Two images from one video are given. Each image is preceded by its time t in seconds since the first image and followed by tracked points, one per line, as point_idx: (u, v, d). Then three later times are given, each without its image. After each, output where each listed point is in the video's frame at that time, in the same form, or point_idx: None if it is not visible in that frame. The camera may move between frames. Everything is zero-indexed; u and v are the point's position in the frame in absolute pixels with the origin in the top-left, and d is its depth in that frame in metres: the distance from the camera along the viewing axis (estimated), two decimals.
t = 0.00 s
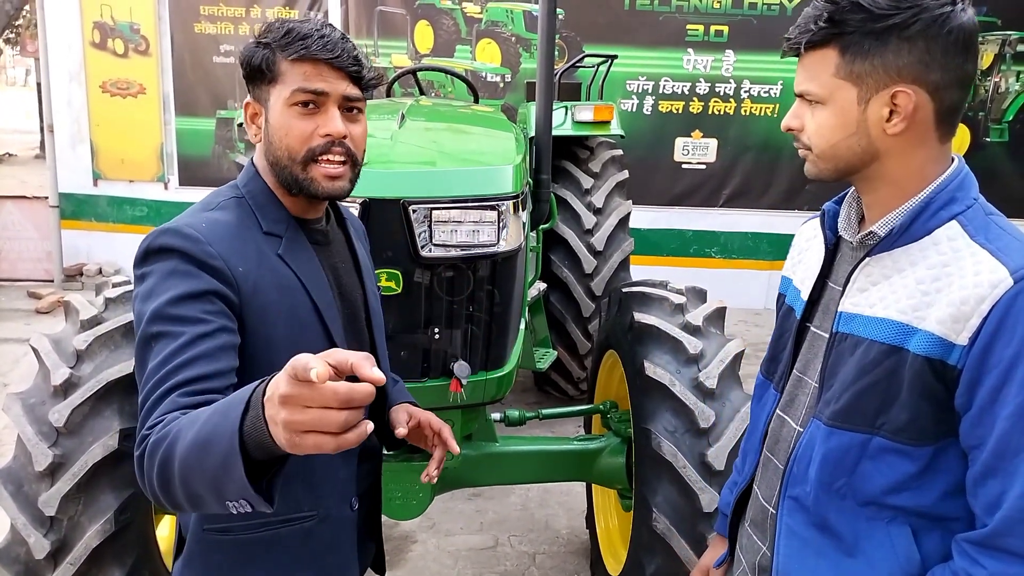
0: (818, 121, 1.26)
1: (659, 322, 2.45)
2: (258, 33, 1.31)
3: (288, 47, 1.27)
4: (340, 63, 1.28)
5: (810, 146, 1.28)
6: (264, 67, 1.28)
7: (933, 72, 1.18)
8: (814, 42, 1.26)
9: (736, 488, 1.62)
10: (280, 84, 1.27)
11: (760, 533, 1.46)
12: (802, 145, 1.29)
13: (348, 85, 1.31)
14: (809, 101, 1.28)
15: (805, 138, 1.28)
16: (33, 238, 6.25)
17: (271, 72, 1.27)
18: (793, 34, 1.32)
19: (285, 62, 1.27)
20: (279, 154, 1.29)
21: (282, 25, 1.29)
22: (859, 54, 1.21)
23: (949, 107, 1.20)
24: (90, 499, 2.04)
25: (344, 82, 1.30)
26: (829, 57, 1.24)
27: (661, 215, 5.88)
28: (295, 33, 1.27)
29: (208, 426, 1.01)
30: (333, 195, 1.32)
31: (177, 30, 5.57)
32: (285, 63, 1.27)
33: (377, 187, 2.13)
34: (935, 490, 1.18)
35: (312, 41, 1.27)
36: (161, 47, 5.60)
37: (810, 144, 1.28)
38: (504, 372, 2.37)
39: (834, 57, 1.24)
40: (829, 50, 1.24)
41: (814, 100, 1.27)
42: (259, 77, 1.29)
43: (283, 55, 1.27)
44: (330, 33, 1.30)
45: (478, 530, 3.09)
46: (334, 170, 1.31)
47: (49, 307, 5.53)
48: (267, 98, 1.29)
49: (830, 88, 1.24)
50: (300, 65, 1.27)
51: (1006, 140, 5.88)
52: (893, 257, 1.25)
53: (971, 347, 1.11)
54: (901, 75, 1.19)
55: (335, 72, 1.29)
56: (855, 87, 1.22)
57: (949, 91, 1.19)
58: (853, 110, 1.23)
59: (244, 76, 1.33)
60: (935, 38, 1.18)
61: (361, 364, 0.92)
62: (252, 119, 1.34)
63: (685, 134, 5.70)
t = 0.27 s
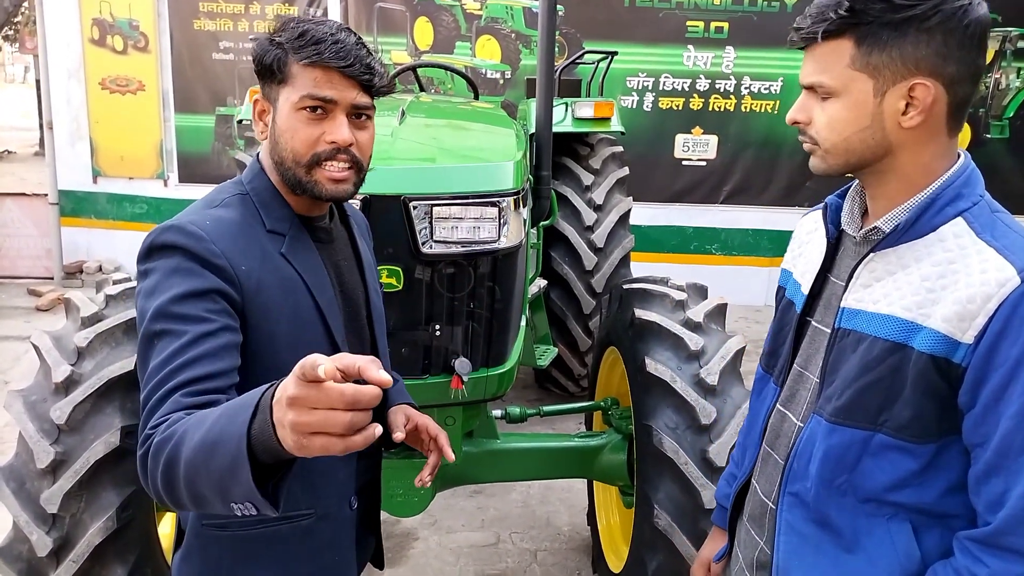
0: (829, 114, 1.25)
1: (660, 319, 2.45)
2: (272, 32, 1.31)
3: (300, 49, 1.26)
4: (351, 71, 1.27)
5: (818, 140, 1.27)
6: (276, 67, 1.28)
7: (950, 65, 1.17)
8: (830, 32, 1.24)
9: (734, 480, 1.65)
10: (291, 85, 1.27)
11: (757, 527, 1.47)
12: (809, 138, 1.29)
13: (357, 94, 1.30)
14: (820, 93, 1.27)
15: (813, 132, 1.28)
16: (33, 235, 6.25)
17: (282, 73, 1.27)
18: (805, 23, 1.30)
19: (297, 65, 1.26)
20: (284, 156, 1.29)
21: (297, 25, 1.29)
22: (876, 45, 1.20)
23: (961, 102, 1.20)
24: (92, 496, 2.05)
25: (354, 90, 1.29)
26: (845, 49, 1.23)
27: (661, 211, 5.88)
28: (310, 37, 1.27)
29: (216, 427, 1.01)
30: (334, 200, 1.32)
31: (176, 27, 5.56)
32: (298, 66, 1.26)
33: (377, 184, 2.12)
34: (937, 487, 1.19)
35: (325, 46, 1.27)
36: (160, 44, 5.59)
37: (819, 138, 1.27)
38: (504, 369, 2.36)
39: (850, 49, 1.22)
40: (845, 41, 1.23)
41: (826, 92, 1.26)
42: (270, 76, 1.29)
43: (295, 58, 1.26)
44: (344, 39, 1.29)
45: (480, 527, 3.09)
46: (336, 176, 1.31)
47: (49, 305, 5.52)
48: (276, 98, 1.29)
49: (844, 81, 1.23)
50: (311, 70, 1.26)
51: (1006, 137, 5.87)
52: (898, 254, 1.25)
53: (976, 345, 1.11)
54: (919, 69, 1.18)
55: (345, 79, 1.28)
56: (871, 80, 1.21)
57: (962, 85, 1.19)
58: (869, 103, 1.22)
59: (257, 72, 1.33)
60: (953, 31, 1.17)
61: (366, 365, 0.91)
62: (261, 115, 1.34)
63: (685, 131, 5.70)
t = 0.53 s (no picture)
0: (904, 118, 1.19)
1: (669, 323, 2.44)
2: (274, 38, 1.33)
3: (304, 50, 1.28)
4: (356, 66, 1.29)
5: (888, 147, 1.20)
6: (282, 70, 1.29)
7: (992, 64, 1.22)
8: (911, 28, 1.17)
9: (743, 477, 1.67)
10: (298, 87, 1.28)
11: (776, 538, 1.45)
12: (876, 148, 1.21)
13: (364, 88, 1.31)
14: (883, 97, 1.20)
15: (880, 139, 1.20)
16: (43, 239, 6.28)
17: (288, 75, 1.29)
18: (866, 20, 1.21)
19: (301, 66, 1.28)
20: (298, 157, 1.30)
21: (300, 28, 1.31)
22: (953, 44, 1.17)
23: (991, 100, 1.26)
24: (104, 499, 2.05)
25: (359, 86, 1.30)
26: (922, 48, 1.17)
27: (669, 215, 5.87)
28: (314, 36, 1.29)
29: (230, 423, 1.02)
30: (351, 198, 1.32)
31: (186, 32, 5.60)
32: (302, 66, 1.28)
33: (387, 189, 2.13)
34: (961, 493, 1.19)
35: (330, 45, 1.29)
36: (170, 49, 5.63)
37: (890, 145, 1.20)
38: (514, 374, 2.37)
39: (928, 48, 1.17)
40: (916, 39, 1.17)
41: (899, 95, 1.19)
42: (276, 80, 1.31)
43: (300, 59, 1.28)
44: (346, 36, 1.31)
45: (488, 531, 3.09)
46: (352, 174, 1.31)
47: (60, 309, 5.55)
48: (284, 101, 1.30)
49: (921, 82, 1.18)
50: (317, 69, 1.28)
51: (1016, 140, 5.85)
52: (916, 260, 1.24)
53: (1002, 352, 1.12)
54: (982, 68, 1.20)
55: (350, 75, 1.29)
56: (949, 79, 1.18)
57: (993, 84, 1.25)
58: (946, 104, 1.18)
59: (262, 78, 1.34)
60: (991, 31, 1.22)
61: (374, 347, 0.91)
62: (271, 121, 1.35)
63: (693, 135, 5.70)
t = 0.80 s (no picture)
0: (960, 120, 1.21)
1: (674, 325, 2.44)
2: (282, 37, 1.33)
3: (312, 49, 1.29)
4: (365, 66, 1.30)
5: (943, 150, 1.22)
6: (288, 68, 1.30)
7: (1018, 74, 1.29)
8: (978, 31, 1.19)
9: (743, 457, 1.65)
10: (305, 85, 1.28)
11: (797, 551, 1.42)
12: (932, 151, 1.22)
13: (372, 89, 1.32)
14: (941, 98, 1.22)
15: (937, 142, 1.21)
16: (49, 238, 6.29)
17: (295, 74, 1.29)
18: (946, 15, 1.19)
19: (309, 65, 1.29)
20: (304, 155, 1.29)
21: (311, 26, 1.32)
22: (1005, 50, 1.22)
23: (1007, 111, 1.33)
24: (108, 496, 2.06)
25: (367, 86, 1.31)
26: (983, 51, 1.21)
27: (674, 216, 5.87)
28: (326, 36, 1.30)
29: (286, 340, 1.07)
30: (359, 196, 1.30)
31: (193, 32, 5.62)
32: (310, 66, 1.29)
33: (394, 189, 2.14)
34: (992, 496, 1.21)
35: (342, 44, 1.30)
36: (177, 49, 5.65)
37: (946, 148, 1.21)
38: (518, 374, 2.37)
39: (987, 51, 1.21)
40: (982, 40, 1.20)
41: (959, 96, 1.21)
42: (283, 78, 1.31)
43: (311, 58, 1.29)
44: (355, 36, 1.33)
45: (491, 531, 3.09)
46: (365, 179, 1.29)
47: (65, 307, 5.57)
48: (289, 100, 1.30)
49: (980, 85, 1.21)
50: (325, 68, 1.28)
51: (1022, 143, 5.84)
52: (938, 266, 1.26)
53: None
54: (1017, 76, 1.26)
55: (358, 74, 1.30)
56: (998, 83, 1.23)
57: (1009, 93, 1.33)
58: (993, 107, 1.23)
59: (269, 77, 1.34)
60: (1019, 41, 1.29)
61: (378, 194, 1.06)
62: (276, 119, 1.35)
63: (698, 136, 5.70)
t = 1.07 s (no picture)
0: (979, 124, 1.20)
1: (678, 329, 2.43)
2: (307, 40, 1.31)
3: (337, 58, 1.28)
4: (390, 83, 1.29)
5: (965, 151, 1.21)
6: (310, 73, 1.29)
7: None
8: (1002, 34, 1.19)
9: (739, 477, 1.63)
10: (328, 92, 1.28)
11: (806, 561, 1.41)
12: (954, 151, 1.21)
13: (392, 106, 1.31)
14: (963, 101, 1.21)
15: (958, 143, 1.20)
16: (50, 237, 6.29)
17: (317, 80, 1.28)
18: (972, 17, 1.19)
19: (332, 73, 1.28)
20: (315, 163, 1.29)
21: (338, 33, 1.31)
22: None
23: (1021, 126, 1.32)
24: (109, 497, 2.06)
25: (389, 103, 1.31)
26: (1006, 56, 1.21)
27: (676, 220, 5.86)
28: (352, 44, 1.29)
29: (326, 416, 1.06)
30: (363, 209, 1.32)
31: (196, 31, 5.62)
32: (333, 73, 1.28)
33: (397, 191, 2.13)
34: (1005, 504, 1.21)
35: (367, 55, 1.29)
36: (180, 49, 5.65)
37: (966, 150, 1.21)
38: (521, 377, 2.36)
39: (1009, 57, 1.21)
40: (1005, 45, 1.21)
41: (980, 99, 1.21)
42: (302, 82, 1.30)
43: (335, 64, 1.28)
44: (383, 51, 1.32)
45: (492, 534, 3.08)
46: (368, 187, 1.31)
47: (66, 306, 5.56)
48: (307, 105, 1.30)
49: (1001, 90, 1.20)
50: (349, 79, 1.28)
51: None
52: (954, 275, 1.25)
53: None
54: None
55: (381, 90, 1.29)
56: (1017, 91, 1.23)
57: None
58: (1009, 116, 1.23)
59: (287, 78, 1.32)
60: None
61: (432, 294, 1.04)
62: (289, 120, 1.34)
63: (701, 139, 5.69)
